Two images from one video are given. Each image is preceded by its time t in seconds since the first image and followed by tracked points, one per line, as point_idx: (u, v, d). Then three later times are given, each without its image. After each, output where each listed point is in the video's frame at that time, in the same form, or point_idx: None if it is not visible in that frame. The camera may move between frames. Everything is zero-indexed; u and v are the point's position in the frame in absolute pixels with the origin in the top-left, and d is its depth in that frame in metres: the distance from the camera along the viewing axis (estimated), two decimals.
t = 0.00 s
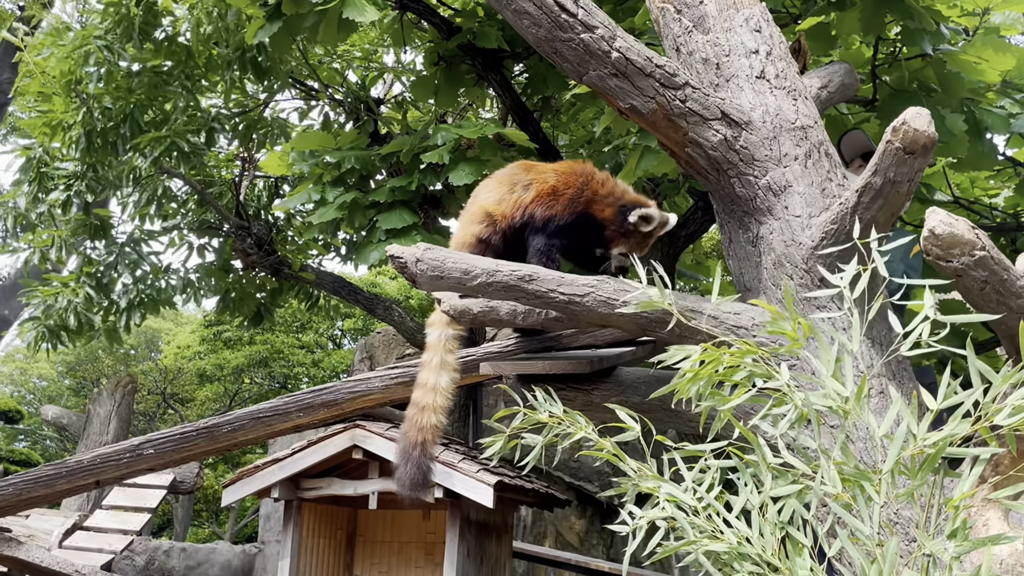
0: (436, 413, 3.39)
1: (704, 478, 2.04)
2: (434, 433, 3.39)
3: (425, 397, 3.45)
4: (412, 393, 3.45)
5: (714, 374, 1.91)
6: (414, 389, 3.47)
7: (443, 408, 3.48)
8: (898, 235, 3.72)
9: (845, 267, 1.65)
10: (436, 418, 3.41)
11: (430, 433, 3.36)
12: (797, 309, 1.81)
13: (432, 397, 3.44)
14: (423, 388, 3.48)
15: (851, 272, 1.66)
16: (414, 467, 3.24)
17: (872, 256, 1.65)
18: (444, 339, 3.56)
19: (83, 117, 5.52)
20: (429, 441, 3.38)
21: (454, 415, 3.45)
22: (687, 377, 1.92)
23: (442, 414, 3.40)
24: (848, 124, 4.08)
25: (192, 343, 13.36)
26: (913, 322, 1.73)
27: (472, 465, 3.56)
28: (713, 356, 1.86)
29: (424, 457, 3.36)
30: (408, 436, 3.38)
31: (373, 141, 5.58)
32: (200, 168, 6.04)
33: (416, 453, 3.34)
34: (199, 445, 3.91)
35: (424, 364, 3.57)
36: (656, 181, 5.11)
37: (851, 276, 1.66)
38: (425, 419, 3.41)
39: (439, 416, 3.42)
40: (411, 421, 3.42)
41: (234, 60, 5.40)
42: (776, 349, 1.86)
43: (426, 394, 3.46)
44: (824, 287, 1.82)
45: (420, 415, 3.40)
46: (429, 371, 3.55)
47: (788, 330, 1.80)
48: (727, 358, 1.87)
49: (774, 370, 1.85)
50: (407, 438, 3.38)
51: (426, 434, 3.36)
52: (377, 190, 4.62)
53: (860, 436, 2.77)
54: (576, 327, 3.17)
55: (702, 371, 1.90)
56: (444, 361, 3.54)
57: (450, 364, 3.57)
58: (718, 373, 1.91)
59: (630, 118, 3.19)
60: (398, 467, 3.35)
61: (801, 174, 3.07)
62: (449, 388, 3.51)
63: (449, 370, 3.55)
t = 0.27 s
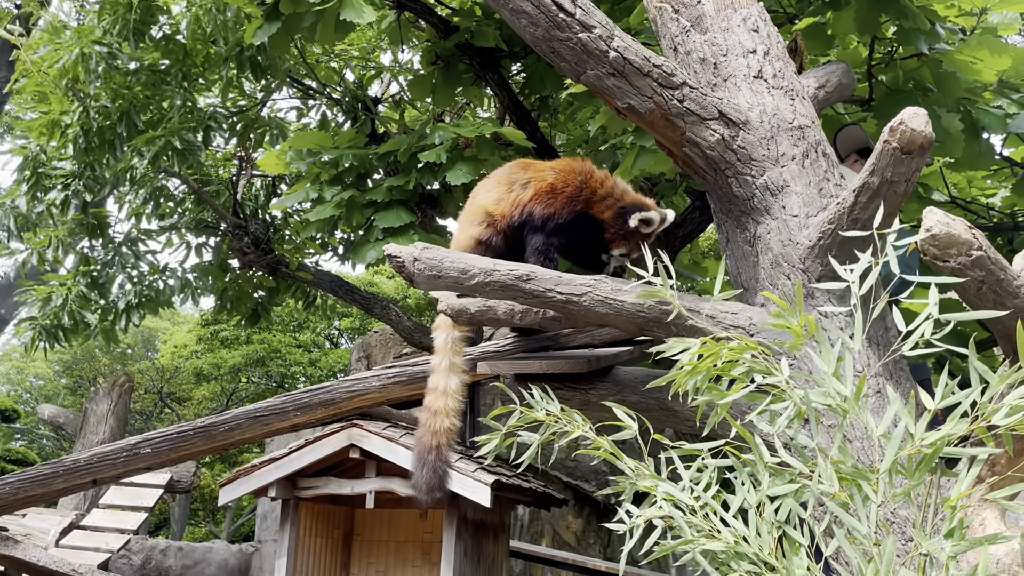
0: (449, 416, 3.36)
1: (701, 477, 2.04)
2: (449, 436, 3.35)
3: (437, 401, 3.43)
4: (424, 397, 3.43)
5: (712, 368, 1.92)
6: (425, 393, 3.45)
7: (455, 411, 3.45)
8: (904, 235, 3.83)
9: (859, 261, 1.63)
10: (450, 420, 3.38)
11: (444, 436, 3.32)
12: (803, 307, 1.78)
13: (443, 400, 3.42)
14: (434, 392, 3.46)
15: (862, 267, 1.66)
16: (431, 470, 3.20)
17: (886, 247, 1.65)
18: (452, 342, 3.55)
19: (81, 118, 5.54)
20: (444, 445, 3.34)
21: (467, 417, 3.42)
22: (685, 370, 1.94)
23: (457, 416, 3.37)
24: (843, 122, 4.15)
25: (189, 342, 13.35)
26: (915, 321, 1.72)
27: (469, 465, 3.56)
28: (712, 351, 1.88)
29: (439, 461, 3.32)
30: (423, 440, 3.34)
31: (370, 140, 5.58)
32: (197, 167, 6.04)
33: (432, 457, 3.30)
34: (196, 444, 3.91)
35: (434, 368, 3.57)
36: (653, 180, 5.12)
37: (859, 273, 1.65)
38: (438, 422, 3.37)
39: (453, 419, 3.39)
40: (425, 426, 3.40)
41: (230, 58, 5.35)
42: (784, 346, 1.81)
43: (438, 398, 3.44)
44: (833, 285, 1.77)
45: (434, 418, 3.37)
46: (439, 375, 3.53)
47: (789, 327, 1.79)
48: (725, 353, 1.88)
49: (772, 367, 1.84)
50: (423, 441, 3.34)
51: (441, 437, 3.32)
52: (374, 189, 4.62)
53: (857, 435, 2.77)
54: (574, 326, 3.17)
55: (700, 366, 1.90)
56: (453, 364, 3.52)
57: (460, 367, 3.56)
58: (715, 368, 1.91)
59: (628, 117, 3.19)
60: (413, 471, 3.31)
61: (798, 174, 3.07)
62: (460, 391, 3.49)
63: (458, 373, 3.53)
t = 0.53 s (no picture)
0: (460, 423, 3.37)
1: (699, 476, 2.03)
2: (460, 443, 3.37)
3: (444, 409, 3.42)
4: (432, 406, 3.42)
5: (709, 367, 1.92)
6: (433, 402, 3.44)
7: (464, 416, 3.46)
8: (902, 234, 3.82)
9: (869, 257, 1.64)
10: (460, 427, 3.39)
11: (457, 444, 3.34)
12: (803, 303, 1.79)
13: (451, 407, 3.42)
14: (441, 400, 3.45)
15: (871, 263, 1.66)
16: (448, 481, 3.22)
17: (887, 245, 1.67)
18: (455, 348, 3.53)
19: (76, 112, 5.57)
20: (456, 452, 3.37)
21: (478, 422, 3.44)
22: (681, 370, 1.94)
23: (467, 423, 3.38)
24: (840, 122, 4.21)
25: (184, 344, 13.31)
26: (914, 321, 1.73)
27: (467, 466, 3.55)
28: (709, 349, 1.88)
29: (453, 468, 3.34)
30: (435, 450, 3.35)
31: (367, 141, 5.58)
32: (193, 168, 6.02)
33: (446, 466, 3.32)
34: (192, 445, 3.89)
35: (438, 376, 3.55)
36: (650, 181, 5.12)
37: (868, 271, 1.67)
38: (449, 430, 3.38)
39: (464, 425, 3.40)
40: (436, 434, 3.41)
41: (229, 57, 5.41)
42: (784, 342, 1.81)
43: (445, 406, 3.43)
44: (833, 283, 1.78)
45: (444, 427, 3.38)
46: (444, 383, 3.52)
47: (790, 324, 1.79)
48: (722, 352, 1.88)
49: (770, 366, 1.84)
50: (436, 450, 3.36)
51: (453, 445, 3.34)
52: (371, 190, 4.61)
53: (855, 435, 2.76)
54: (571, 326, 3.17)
55: (698, 364, 1.90)
56: (457, 370, 3.51)
57: (464, 372, 3.54)
58: (712, 366, 1.92)
59: (625, 117, 3.19)
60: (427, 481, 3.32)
61: (795, 174, 3.07)
62: (466, 396, 3.48)
63: (463, 379, 3.51)
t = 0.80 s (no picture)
0: (461, 427, 3.39)
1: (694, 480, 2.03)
2: (463, 446, 3.39)
3: (443, 414, 3.45)
4: (432, 412, 3.45)
5: (704, 371, 1.92)
6: (432, 408, 3.47)
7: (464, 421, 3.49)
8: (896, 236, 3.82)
9: (864, 260, 1.64)
10: (461, 430, 3.42)
11: (459, 447, 3.36)
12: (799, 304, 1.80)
13: (451, 412, 3.44)
14: (440, 406, 3.48)
15: (867, 265, 1.66)
16: (453, 484, 3.23)
17: (882, 248, 1.67)
18: (452, 354, 3.56)
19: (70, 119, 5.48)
20: (459, 456, 3.39)
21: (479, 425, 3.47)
22: (677, 374, 1.94)
23: (469, 427, 3.41)
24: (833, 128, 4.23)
25: (178, 348, 13.29)
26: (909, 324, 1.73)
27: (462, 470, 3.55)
28: (705, 352, 1.88)
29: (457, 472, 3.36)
30: (439, 454, 3.38)
31: (361, 145, 5.59)
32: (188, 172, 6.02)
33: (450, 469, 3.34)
34: (186, 449, 3.88)
35: (436, 382, 3.58)
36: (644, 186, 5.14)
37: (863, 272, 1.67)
38: (451, 435, 3.41)
39: (466, 428, 3.43)
40: (437, 440, 3.44)
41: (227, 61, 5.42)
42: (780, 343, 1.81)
43: (445, 411, 3.45)
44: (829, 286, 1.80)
45: (445, 432, 3.40)
46: (442, 389, 3.55)
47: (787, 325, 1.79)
48: (717, 355, 1.88)
49: (765, 369, 1.85)
50: (439, 454, 3.38)
51: (456, 449, 3.36)
52: (366, 194, 4.61)
53: (849, 438, 2.76)
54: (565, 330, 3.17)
55: (693, 368, 1.90)
56: (455, 376, 3.54)
57: (463, 377, 3.57)
58: (708, 370, 1.92)
59: (620, 121, 3.19)
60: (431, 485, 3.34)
61: (790, 178, 3.08)
62: (465, 400, 3.51)
63: (461, 385, 3.54)
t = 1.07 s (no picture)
0: (450, 435, 3.39)
1: (683, 486, 2.02)
2: (452, 454, 3.39)
3: (432, 422, 3.44)
4: (420, 420, 3.44)
5: (697, 376, 1.91)
6: (419, 416, 3.45)
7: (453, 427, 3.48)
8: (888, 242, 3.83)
9: (845, 269, 1.65)
10: (450, 438, 3.42)
11: (448, 455, 3.36)
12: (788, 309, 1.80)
13: (439, 420, 3.43)
14: (427, 414, 3.46)
15: (848, 274, 1.67)
16: (443, 492, 3.23)
17: (868, 255, 1.68)
18: (439, 361, 3.55)
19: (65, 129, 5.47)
20: (448, 464, 3.38)
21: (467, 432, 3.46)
22: (669, 380, 1.92)
23: (458, 434, 3.40)
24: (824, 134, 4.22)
25: (170, 354, 13.27)
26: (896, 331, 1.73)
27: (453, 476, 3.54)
28: (697, 358, 1.88)
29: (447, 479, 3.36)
30: (428, 462, 3.37)
31: (353, 151, 5.59)
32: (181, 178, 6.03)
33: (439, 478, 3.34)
34: (176, 455, 3.87)
35: (424, 389, 3.55)
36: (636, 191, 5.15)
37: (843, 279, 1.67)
38: (440, 442, 3.40)
39: (455, 436, 3.43)
40: (426, 448, 3.43)
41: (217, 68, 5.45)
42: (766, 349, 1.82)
43: (433, 419, 3.44)
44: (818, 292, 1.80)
45: (433, 440, 3.40)
46: (430, 396, 3.53)
47: (775, 331, 1.80)
48: (710, 361, 1.88)
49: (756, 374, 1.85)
50: (428, 462, 3.37)
51: (445, 457, 3.36)
52: (357, 200, 4.61)
53: (839, 443, 2.76)
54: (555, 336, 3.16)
55: (685, 374, 1.90)
56: (443, 383, 3.52)
57: (450, 384, 3.55)
58: (700, 376, 1.91)
59: (610, 128, 3.20)
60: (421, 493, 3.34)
61: (779, 185, 3.09)
62: (453, 407, 3.50)
63: (449, 392, 3.52)
